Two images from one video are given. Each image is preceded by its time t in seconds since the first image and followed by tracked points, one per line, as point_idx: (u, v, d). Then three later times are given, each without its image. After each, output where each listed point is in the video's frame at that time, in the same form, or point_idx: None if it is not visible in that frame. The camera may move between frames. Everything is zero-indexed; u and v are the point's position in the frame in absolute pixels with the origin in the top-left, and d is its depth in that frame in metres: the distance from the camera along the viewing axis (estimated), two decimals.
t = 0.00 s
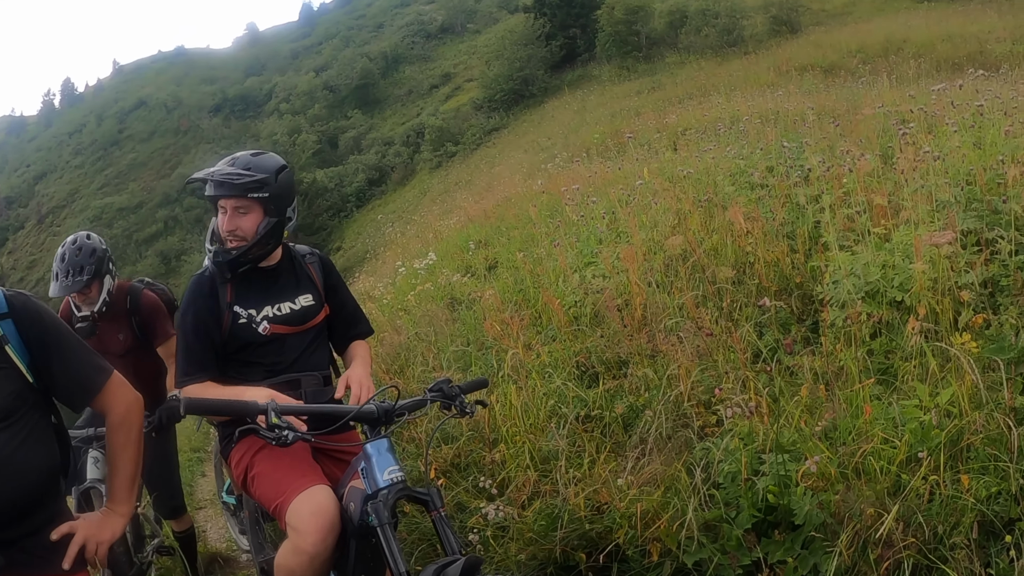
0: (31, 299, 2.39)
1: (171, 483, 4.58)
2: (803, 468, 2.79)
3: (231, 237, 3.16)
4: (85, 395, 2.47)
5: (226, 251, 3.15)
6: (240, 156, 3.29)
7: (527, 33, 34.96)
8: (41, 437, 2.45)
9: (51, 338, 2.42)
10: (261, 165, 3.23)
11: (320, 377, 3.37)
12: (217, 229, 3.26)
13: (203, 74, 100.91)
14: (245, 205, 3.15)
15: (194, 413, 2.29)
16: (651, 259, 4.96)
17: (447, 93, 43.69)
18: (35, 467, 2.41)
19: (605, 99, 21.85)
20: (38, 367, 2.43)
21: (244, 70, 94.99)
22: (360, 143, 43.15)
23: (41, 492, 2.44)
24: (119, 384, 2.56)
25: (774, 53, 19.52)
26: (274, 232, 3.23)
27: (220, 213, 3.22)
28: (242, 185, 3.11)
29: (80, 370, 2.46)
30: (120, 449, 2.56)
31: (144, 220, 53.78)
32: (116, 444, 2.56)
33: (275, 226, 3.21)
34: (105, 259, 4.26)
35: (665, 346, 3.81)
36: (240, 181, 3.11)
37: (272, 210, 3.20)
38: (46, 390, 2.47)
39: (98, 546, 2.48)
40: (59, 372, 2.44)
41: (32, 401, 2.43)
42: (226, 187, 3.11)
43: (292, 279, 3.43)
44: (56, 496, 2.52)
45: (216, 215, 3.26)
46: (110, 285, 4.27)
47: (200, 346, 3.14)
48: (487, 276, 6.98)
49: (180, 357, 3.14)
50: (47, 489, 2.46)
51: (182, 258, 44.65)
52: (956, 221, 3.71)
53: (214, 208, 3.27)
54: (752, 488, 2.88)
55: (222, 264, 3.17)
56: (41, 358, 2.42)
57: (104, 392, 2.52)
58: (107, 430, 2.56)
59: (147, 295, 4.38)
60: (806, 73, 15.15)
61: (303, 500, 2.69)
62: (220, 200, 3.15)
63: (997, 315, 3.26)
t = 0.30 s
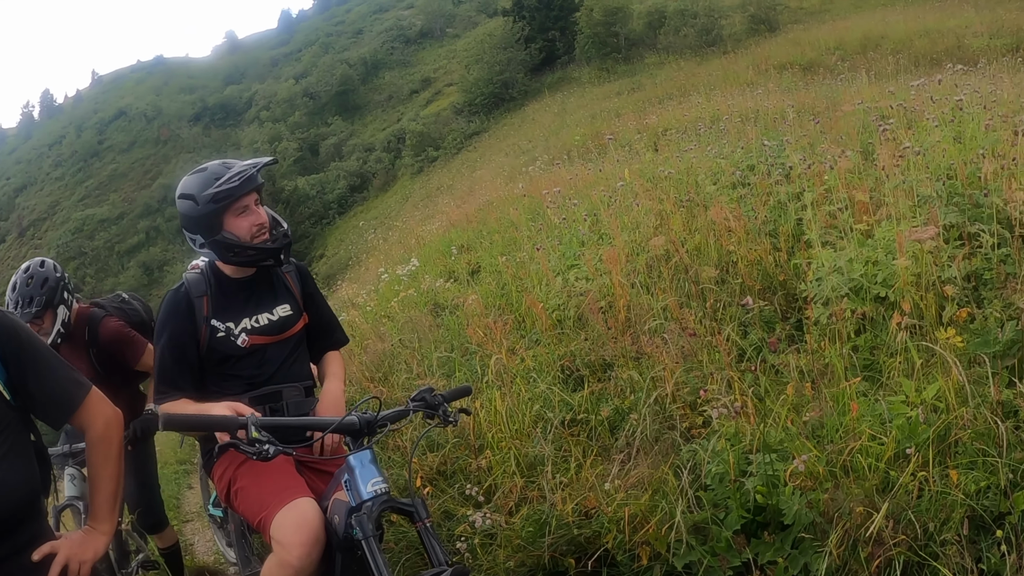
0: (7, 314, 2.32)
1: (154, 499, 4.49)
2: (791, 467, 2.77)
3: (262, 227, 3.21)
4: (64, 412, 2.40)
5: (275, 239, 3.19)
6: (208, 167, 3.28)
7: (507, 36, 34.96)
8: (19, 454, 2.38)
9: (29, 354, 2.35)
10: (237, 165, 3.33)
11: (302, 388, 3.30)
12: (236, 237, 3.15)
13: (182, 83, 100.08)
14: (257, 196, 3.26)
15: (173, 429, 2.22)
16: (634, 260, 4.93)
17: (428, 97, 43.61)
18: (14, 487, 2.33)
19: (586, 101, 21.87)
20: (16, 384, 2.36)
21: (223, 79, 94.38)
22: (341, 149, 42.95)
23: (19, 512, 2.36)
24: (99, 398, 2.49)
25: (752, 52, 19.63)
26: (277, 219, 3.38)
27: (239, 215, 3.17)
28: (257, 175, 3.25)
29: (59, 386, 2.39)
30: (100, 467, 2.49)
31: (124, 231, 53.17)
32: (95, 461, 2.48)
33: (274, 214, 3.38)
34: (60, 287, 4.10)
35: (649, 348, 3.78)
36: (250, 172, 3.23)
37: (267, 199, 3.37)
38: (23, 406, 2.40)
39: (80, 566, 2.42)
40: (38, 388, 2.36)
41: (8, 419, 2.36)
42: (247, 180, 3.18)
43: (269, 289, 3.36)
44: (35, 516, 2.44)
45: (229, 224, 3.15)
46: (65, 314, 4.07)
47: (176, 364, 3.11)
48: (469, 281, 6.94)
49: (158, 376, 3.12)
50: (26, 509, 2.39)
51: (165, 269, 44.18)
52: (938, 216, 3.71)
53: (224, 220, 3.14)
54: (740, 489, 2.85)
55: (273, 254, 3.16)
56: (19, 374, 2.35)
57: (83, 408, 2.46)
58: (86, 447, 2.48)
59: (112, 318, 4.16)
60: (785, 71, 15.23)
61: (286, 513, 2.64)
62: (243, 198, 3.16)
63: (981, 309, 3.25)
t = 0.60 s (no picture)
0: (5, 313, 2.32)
1: (150, 501, 4.48)
2: (788, 465, 2.77)
3: (259, 227, 3.21)
4: (64, 412, 2.39)
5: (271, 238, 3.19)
6: (205, 166, 3.26)
7: (504, 37, 34.95)
8: (19, 455, 2.38)
9: (28, 353, 2.35)
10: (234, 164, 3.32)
11: (300, 386, 3.30)
12: (232, 235, 3.15)
13: (178, 84, 99.94)
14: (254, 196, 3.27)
15: (171, 426, 2.22)
16: (630, 260, 4.94)
17: (425, 98, 43.60)
18: (13, 487, 2.33)
19: (583, 102, 21.89)
20: (15, 384, 2.35)
21: (220, 79, 94.29)
22: (338, 149, 42.95)
23: (18, 513, 2.35)
24: (98, 398, 2.49)
25: (749, 53, 19.67)
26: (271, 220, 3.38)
27: (236, 214, 3.16)
28: (254, 175, 3.26)
29: (57, 386, 2.39)
30: (98, 467, 2.49)
31: (120, 232, 53.03)
32: (94, 461, 2.48)
33: (271, 215, 3.39)
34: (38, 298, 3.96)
35: (646, 348, 3.78)
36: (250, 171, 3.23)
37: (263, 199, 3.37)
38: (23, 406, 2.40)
39: (78, 565, 2.40)
40: (37, 387, 2.36)
41: (7, 417, 2.36)
42: (246, 179, 3.18)
43: (266, 288, 3.35)
44: (34, 516, 2.44)
45: (225, 223, 3.15)
46: (40, 328, 3.95)
47: (177, 364, 3.09)
48: (466, 281, 6.94)
49: (157, 376, 3.11)
50: (25, 509, 2.38)
51: (161, 269, 44.12)
52: (935, 216, 3.71)
53: (222, 218, 3.13)
54: (737, 488, 2.84)
55: (268, 253, 3.16)
56: (18, 373, 2.35)
57: (82, 408, 2.45)
58: (84, 447, 2.48)
59: (87, 325, 4.12)
60: (782, 72, 15.25)
61: (283, 513, 2.62)
62: (242, 196, 3.16)
63: (978, 308, 3.26)
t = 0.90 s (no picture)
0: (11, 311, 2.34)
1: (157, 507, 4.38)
2: (791, 463, 2.78)
3: (262, 224, 3.23)
4: (70, 410, 2.42)
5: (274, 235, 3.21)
6: (209, 163, 3.27)
7: (505, 37, 34.96)
8: (26, 453, 2.40)
9: (36, 352, 2.37)
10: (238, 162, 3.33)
11: (305, 383, 3.32)
12: (236, 232, 3.16)
13: (179, 84, 99.98)
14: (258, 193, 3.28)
15: (181, 422, 2.23)
16: (633, 260, 4.95)
17: (426, 98, 43.62)
18: (19, 485, 2.34)
19: (584, 102, 21.92)
20: (23, 382, 2.37)
21: (221, 79, 94.34)
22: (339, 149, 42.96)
23: (24, 509, 2.37)
24: (104, 397, 2.50)
25: (750, 53, 19.70)
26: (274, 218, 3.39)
27: (240, 211, 3.18)
28: (258, 173, 3.27)
29: (64, 385, 2.41)
30: (106, 465, 2.50)
31: (121, 231, 53.01)
32: (100, 460, 2.50)
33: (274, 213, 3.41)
34: (32, 303, 3.73)
35: (648, 346, 3.80)
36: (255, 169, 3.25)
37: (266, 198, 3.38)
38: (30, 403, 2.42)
39: (84, 562, 2.43)
40: (44, 385, 2.38)
41: (15, 416, 2.38)
42: (251, 177, 3.19)
43: (269, 285, 3.38)
44: (40, 512, 2.46)
45: (229, 220, 3.15)
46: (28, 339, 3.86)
47: (182, 361, 3.11)
48: (468, 281, 6.95)
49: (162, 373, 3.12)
50: (31, 506, 2.40)
51: (162, 269, 44.14)
52: (937, 215, 3.73)
53: (225, 215, 3.14)
54: (741, 485, 2.85)
55: (272, 250, 3.18)
56: (25, 371, 2.37)
57: (89, 407, 2.47)
58: (91, 445, 2.50)
59: (75, 324, 4.06)
60: (783, 72, 15.27)
61: (290, 509, 2.64)
62: (246, 193, 3.17)
63: (979, 308, 3.28)
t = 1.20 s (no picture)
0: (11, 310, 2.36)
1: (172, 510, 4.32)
2: (791, 463, 2.79)
3: (255, 228, 3.24)
4: (71, 408, 2.45)
5: (266, 240, 3.21)
6: (207, 164, 3.30)
7: (506, 36, 34.99)
8: (27, 450, 2.41)
9: (36, 351, 2.40)
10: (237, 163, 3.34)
11: (303, 382, 3.30)
12: (228, 235, 3.18)
13: (180, 82, 100.15)
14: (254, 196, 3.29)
15: (184, 423, 2.25)
16: (633, 260, 4.95)
17: (428, 96, 43.64)
18: (21, 483, 2.36)
19: (585, 101, 21.93)
20: (22, 380, 2.39)
21: (222, 77, 94.37)
22: (340, 148, 42.99)
23: (26, 507, 2.38)
24: (104, 394, 2.54)
25: (751, 52, 19.70)
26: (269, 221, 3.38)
27: (234, 214, 3.20)
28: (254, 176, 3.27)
29: (65, 382, 2.44)
30: (106, 461, 2.55)
31: (122, 229, 53.05)
32: (101, 455, 2.54)
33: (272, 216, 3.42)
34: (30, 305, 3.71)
35: (649, 346, 3.81)
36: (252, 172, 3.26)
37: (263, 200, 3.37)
38: (30, 401, 2.44)
39: (85, 558, 2.47)
40: (43, 383, 2.41)
41: (16, 413, 2.40)
42: (246, 180, 3.20)
43: (265, 282, 3.37)
44: (41, 510, 2.47)
45: (222, 222, 3.18)
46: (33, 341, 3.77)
47: (179, 361, 3.15)
48: (469, 280, 6.96)
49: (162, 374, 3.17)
50: (33, 503, 2.41)
51: (163, 268, 44.18)
52: (937, 216, 3.74)
53: (217, 217, 3.17)
54: (740, 485, 2.86)
55: (263, 254, 3.19)
56: (25, 369, 2.39)
57: (89, 403, 2.50)
58: (92, 442, 2.53)
59: (75, 320, 3.97)
60: (785, 72, 15.28)
61: (291, 508, 2.65)
62: (239, 197, 3.19)
63: (979, 309, 3.28)
